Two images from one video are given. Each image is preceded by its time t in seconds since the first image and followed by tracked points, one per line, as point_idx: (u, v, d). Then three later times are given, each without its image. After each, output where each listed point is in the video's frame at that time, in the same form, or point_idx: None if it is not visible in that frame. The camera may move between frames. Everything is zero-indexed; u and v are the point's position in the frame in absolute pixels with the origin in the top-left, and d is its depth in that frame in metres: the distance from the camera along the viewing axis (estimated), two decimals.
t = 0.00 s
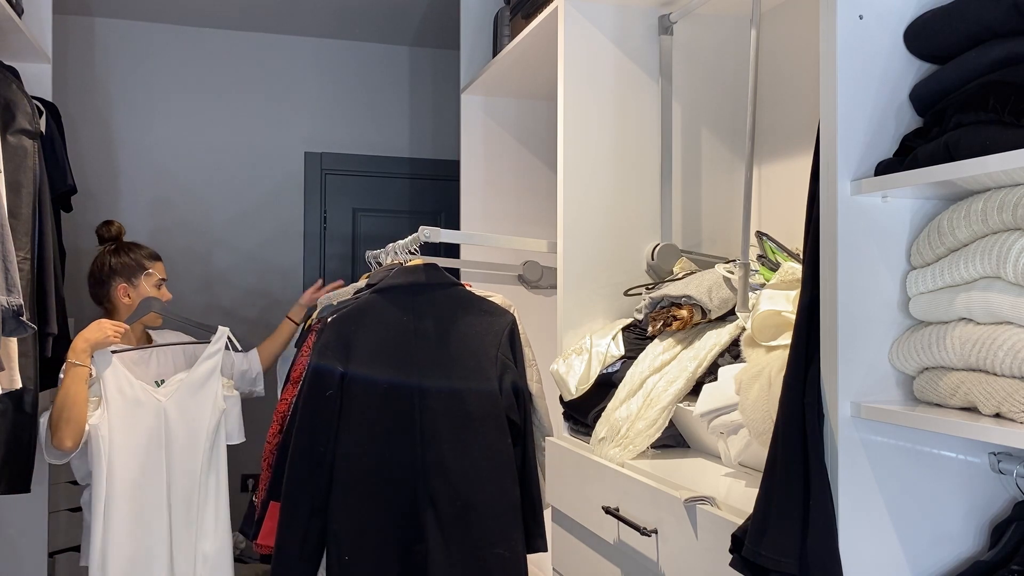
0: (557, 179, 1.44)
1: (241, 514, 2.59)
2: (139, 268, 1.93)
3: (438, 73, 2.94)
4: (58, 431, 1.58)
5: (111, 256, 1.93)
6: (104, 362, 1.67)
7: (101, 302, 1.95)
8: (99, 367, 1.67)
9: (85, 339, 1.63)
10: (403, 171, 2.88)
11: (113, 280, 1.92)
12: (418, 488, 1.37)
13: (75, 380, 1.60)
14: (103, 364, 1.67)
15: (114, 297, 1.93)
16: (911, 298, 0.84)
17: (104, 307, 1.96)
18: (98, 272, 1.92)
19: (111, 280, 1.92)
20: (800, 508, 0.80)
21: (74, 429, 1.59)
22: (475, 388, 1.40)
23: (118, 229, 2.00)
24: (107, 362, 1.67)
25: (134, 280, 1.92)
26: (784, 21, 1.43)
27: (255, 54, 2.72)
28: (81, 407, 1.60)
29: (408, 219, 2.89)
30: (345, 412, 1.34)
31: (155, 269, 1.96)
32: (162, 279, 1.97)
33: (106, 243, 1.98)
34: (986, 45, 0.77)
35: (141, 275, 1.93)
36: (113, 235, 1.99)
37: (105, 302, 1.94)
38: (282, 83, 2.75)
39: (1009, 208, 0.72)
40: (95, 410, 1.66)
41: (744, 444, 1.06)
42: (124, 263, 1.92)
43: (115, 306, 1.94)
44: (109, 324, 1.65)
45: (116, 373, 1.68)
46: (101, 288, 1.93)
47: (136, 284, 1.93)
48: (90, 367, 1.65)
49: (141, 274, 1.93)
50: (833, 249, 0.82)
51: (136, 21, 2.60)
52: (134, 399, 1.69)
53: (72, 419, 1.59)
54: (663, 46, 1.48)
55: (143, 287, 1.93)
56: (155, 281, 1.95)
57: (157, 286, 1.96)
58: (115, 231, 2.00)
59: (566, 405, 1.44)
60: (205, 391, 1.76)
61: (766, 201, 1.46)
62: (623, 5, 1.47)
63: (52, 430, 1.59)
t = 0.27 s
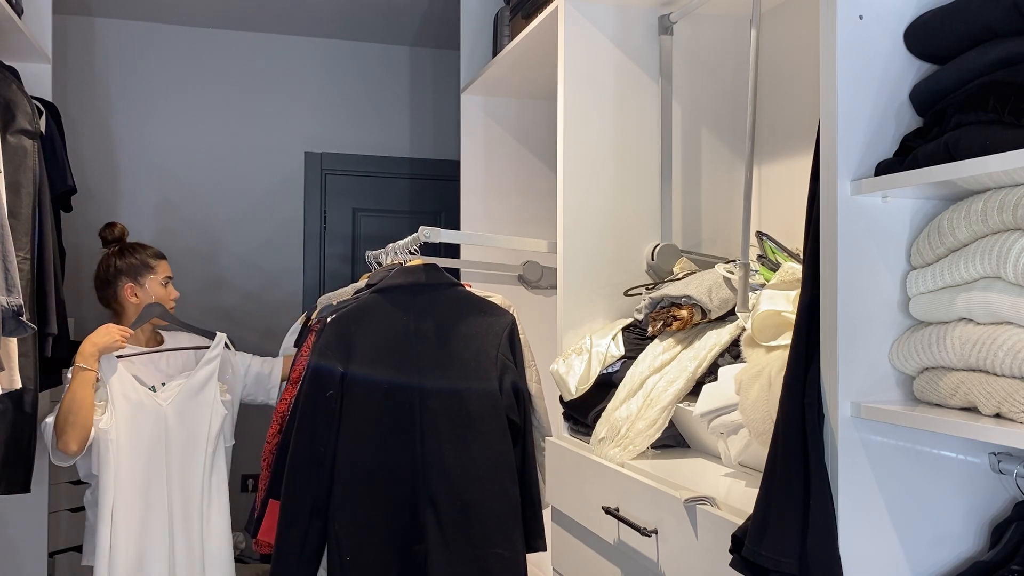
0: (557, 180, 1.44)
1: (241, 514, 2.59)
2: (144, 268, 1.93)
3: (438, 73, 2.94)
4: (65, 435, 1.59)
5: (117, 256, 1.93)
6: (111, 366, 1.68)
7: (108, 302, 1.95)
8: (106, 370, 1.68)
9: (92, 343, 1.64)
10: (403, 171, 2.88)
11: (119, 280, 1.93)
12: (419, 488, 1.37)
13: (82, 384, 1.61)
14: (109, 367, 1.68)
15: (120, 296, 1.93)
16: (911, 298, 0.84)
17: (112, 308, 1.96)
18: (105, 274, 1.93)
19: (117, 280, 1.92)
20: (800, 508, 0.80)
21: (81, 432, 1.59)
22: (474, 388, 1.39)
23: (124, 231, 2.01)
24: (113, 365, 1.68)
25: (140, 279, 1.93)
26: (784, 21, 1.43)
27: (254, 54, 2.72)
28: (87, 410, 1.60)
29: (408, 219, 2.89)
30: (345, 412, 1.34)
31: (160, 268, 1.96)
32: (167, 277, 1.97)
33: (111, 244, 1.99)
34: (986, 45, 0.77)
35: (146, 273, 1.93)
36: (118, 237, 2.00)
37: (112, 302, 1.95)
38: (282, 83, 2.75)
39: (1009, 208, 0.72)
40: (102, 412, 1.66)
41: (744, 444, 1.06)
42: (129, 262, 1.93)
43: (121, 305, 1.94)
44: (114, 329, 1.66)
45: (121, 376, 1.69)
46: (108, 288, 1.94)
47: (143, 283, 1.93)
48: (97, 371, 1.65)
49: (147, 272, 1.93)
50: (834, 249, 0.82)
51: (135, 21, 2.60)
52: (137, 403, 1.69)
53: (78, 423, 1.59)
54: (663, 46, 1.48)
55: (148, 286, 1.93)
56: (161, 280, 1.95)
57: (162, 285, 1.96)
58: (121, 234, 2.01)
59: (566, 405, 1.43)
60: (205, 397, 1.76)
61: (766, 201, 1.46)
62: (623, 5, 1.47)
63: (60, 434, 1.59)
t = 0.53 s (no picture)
0: (557, 180, 1.45)
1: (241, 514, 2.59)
2: (164, 266, 1.94)
3: (438, 73, 2.94)
4: (90, 422, 1.62)
5: (138, 256, 1.94)
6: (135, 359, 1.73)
7: (130, 301, 1.96)
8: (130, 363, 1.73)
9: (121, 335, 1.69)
10: (403, 171, 2.88)
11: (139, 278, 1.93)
12: (415, 488, 1.37)
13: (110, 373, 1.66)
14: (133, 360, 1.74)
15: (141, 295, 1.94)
16: (911, 298, 0.84)
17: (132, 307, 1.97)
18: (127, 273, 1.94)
19: (137, 279, 1.93)
20: (800, 508, 0.80)
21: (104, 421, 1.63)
22: (473, 388, 1.39)
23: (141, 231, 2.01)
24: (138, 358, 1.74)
25: (160, 277, 1.93)
26: (784, 20, 1.43)
27: (254, 54, 2.72)
28: (111, 399, 1.64)
29: (407, 219, 2.89)
30: (342, 412, 1.34)
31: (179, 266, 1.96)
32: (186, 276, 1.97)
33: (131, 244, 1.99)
34: (986, 45, 0.77)
35: (165, 271, 1.94)
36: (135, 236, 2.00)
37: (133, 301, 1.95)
38: (282, 83, 2.75)
39: (1009, 208, 0.72)
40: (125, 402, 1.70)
41: (744, 444, 1.06)
42: (149, 261, 1.93)
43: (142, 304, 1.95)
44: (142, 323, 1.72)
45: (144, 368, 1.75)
46: (128, 287, 1.95)
47: (163, 281, 1.94)
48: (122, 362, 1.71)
49: (167, 271, 1.93)
50: (833, 249, 0.82)
51: (135, 21, 2.60)
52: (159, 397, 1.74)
53: (101, 412, 1.63)
54: (662, 46, 1.48)
55: (168, 284, 1.93)
56: (180, 278, 1.96)
57: (182, 283, 1.96)
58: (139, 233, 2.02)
59: (566, 405, 1.44)
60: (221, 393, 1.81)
61: (766, 201, 1.46)
62: (623, 5, 1.47)
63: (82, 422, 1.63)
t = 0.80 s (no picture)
0: (557, 180, 1.45)
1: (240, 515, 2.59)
2: (189, 266, 2.04)
3: (438, 73, 2.94)
4: (144, 398, 1.80)
5: (162, 257, 2.03)
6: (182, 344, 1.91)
7: (153, 300, 2.04)
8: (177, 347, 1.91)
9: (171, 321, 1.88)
10: (403, 171, 2.88)
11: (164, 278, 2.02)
12: (413, 488, 1.37)
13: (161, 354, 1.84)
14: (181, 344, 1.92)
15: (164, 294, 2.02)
16: (911, 298, 0.84)
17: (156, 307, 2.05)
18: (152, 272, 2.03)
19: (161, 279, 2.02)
20: (800, 508, 0.80)
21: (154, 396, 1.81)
22: (472, 388, 1.40)
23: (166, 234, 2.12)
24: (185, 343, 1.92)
25: (184, 276, 2.02)
26: (784, 21, 1.43)
27: (254, 54, 2.72)
28: (161, 377, 1.82)
29: (407, 219, 2.89)
30: (341, 411, 1.34)
31: (203, 267, 2.06)
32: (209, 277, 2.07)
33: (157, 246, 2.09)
34: (986, 45, 0.77)
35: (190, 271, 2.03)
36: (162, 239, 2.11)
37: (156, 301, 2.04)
38: (282, 83, 2.75)
39: (1009, 208, 0.72)
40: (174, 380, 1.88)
41: (744, 444, 1.06)
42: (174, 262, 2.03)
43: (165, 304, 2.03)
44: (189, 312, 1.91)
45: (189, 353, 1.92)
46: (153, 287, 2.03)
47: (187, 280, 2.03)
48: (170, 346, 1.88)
49: (192, 270, 2.03)
50: (834, 248, 0.82)
51: (135, 21, 2.60)
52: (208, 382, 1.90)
53: (152, 388, 1.81)
54: (663, 46, 1.48)
55: (192, 283, 2.03)
56: (204, 278, 2.05)
57: (206, 283, 2.06)
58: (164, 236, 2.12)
59: (566, 405, 1.44)
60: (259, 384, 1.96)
61: (766, 201, 1.46)
62: (623, 5, 1.47)
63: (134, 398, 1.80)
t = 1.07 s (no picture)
0: (557, 180, 1.45)
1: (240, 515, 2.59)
2: (208, 269, 2.09)
3: (439, 73, 2.94)
4: (184, 381, 1.88)
5: (184, 259, 2.10)
6: (218, 331, 1.97)
7: (174, 302, 2.11)
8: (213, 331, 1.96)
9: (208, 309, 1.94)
10: (403, 171, 2.88)
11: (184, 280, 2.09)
12: (412, 488, 1.37)
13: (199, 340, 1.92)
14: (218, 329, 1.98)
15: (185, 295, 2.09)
16: (911, 298, 0.84)
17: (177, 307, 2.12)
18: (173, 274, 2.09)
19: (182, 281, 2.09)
20: (801, 508, 0.80)
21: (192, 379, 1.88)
22: (472, 388, 1.40)
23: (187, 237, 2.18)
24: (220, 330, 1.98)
25: (203, 279, 2.08)
26: (784, 21, 1.43)
27: (254, 54, 2.72)
28: (199, 360, 1.90)
29: (408, 219, 2.89)
30: (341, 411, 1.34)
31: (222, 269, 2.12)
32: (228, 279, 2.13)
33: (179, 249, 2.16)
34: (986, 45, 0.77)
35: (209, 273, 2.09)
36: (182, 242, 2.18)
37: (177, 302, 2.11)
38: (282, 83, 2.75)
39: (1009, 208, 0.72)
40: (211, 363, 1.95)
41: (744, 445, 1.06)
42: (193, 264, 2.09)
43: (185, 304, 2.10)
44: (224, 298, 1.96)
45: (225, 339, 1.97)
46: (174, 288, 2.10)
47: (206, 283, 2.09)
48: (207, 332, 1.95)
49: (210, 273, 2.08)
50: (833, 249, 0.82)
51: (135, 20, 2.60)
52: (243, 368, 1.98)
53: (189, 371, 1.88)
54: (663, 46, 1.48)
55: (212, 285, 2.09)
56: (223, 280, 2.11)
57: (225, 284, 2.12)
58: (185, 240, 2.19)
59: (566, 405, 1.44)
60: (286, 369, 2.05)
61: (766, 201, 1.46)
62: (623, 5, 1.47)
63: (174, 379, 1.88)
